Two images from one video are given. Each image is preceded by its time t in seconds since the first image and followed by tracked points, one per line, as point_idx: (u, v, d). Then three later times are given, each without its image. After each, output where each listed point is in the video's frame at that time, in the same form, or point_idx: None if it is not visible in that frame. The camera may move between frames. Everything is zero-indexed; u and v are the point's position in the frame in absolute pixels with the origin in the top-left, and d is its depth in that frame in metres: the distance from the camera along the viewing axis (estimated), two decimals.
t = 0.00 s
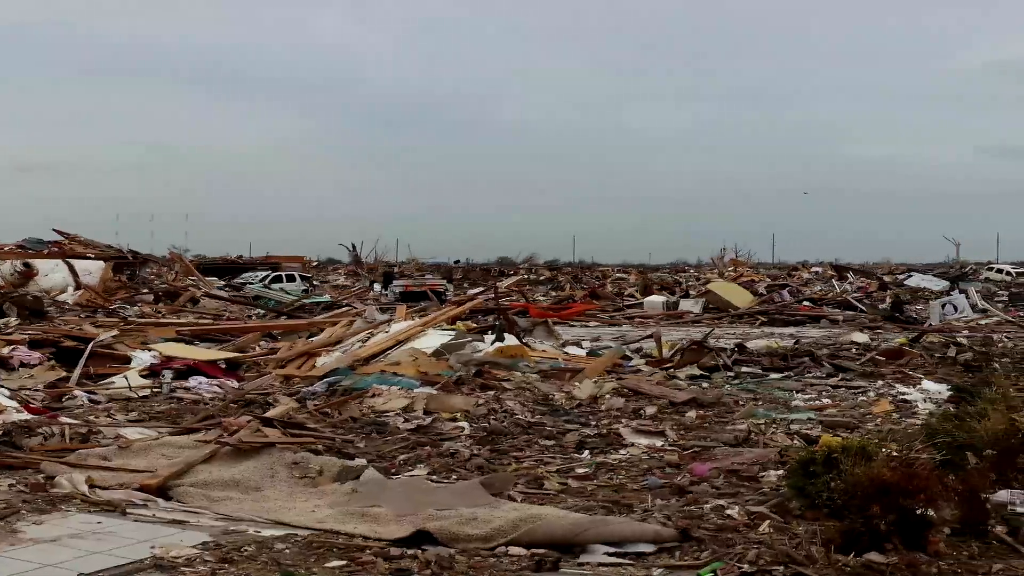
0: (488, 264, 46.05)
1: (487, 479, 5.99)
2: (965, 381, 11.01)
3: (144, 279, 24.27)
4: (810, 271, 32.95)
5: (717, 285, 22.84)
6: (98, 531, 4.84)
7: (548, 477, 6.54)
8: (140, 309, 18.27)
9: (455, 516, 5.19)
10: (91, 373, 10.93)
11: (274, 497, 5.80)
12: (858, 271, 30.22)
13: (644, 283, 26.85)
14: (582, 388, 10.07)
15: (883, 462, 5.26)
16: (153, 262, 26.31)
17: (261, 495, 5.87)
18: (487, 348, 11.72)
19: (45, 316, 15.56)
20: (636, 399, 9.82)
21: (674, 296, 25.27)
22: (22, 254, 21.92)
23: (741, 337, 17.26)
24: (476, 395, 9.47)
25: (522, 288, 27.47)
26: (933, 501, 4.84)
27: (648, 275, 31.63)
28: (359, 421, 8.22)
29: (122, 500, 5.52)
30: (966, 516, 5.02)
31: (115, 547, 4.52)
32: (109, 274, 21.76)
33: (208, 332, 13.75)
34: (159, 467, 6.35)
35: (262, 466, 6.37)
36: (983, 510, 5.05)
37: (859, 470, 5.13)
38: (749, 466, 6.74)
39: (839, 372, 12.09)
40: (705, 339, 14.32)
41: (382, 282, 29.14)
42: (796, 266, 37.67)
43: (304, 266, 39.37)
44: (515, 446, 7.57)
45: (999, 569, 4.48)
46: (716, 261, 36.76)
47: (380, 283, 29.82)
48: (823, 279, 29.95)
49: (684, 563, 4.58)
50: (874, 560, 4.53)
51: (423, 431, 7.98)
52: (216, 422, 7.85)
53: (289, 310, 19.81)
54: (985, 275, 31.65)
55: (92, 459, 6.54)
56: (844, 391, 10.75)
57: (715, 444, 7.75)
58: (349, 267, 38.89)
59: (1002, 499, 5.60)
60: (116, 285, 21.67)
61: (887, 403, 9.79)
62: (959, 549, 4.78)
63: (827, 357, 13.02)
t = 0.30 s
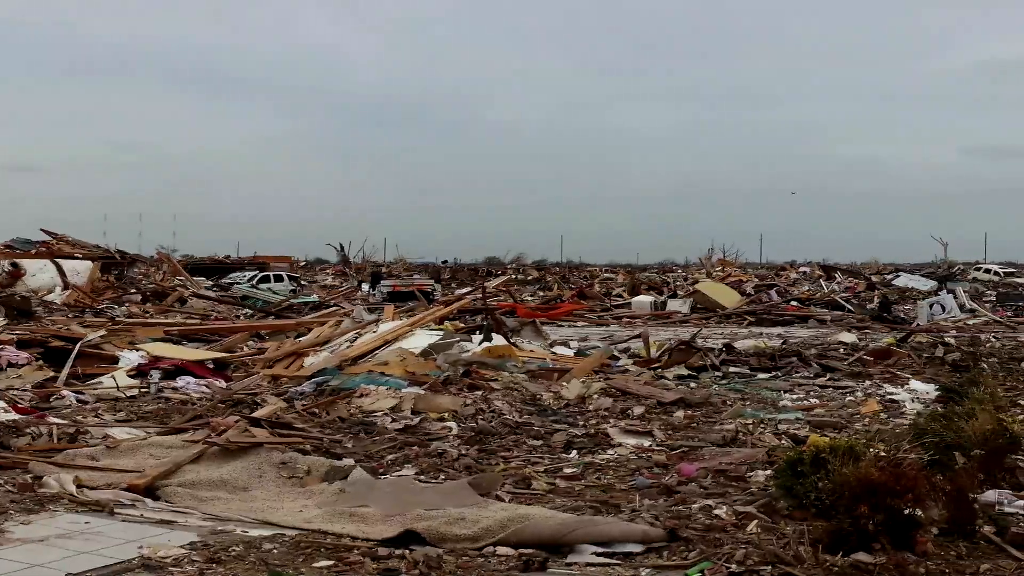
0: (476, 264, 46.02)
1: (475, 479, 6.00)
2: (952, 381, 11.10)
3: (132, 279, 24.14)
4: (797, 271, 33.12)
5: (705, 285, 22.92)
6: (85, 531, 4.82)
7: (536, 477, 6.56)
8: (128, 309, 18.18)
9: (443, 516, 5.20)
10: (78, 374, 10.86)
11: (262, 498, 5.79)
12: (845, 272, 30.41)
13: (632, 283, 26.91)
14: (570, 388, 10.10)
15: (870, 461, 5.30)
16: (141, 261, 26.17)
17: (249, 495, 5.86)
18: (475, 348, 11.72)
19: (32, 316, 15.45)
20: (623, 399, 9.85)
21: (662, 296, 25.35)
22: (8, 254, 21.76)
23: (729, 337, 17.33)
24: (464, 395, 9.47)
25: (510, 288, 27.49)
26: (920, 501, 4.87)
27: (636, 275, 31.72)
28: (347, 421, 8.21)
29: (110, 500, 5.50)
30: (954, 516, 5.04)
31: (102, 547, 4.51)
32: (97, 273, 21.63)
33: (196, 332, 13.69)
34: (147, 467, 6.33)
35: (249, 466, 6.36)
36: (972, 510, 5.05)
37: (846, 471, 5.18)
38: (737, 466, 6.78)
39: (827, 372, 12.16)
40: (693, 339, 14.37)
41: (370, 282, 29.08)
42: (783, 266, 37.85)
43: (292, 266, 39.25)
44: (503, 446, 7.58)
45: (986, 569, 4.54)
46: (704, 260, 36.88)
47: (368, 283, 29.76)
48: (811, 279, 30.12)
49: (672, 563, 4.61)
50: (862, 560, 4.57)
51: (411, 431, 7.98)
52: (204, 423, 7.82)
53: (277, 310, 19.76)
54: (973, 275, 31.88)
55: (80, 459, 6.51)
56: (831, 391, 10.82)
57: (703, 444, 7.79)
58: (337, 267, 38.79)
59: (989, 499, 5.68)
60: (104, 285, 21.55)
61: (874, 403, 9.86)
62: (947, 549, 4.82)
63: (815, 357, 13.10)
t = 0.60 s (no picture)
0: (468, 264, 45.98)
1: (467, 479, 6.01)
2: (944, 381, 11.15)
3: (124, 279, 24.06)
4: (789, 271, 33.23)
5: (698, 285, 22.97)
6: (77, 531, 4.80)
7: (529, 477, 6.56)
8: (119, 309, 18.11)
9: (435, 516, 5.20)
10: (70, 374, 10.82)
11: (254, 498, 5.78)
12: (837, 272, 30.53)
13: (625, 282, 26.94)
14: (562, 388, 10.10)
15: (862, 461, 5.32)
16: (133, 262, 26.06)
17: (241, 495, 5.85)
18: (467, 348, 11.72)
19: (24, 315, 15.38)
20: (616, 399, 9.87)
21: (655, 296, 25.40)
22: None
23: (722, 337, 17.37)
24: (456, 395, 9.47)
25: (503, 288, 27.48)
26: (913, 501, 4.84)
27: (629, 275, 31.77)
28: (339, 421, 8.20)
29: (101, 500, 5.48)
30: (947, 516, 5.05)
31: (94, 547, 4.49)
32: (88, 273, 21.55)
33: (188, 332, 13.65)
34: (139, 467, 6.31)
35: (241, 466, 6.34)
36: (964, 510, 5.07)
37: (838, 471, 5.22)
38: (729, 466, 6.80)
39: (819, 372, 12.21)
40: (685, 339, 14.40)
41: (362, 282, 29.03)
42: (776, 266, 37.97)
43: (284, 266, 39.17)
44: (495, 446, 7.58)
45: (978, 569, 4.57)
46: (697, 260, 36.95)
47: (360, 283, 29.72)
48: (803, 279, 30.22)
49: (664, 563, 4.62)
50: (854, 560, 4.59)
51: (403, 431, 7.97)
52: (196, 423, 7.80)
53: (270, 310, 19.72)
54: (965, 275, 32.05)
55: (72, 459, 6.49)
56: (823, 391, 10.86)
57: (695, 444, 7.81)
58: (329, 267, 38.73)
59: (981, 499, 5.72)
60: (96, 285, 21.47)
61: (866, 403, 9.91)
62: (939, 549, 4.85)
63: (807, 357, 13.14)
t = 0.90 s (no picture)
0: (465, 265, 45.97)
1: (464, 479, 6.01)
2: (941, 381, 11.17)
3: (120, 279, 24.02)
4: (786, 271, 33.27)
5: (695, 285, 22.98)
6: (74, 531, 4.80)
7: (526, 477, 6.57)
8: (117, 309, 18.09)
9: (432, 516, 5.20)
10: (67, 374, 10.80)
11: (251, 498, 5.78)
12: (834, 271, 30.57)
13: (622, 282, 26.95)
14: (559, 388, 10.11)
15: (859, 462, 5.33)
16: (130, 261, 26.04)
17: (238, 495, 5.85)
18: (464, 348, 11.72)
19: (21, 315, 15.36)
20: (613, 399, 9.87)
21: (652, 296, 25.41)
22: None
23: (718, 337, 17.39)
24: (453, 395, 9.48)
25: (500, 288, 27.48)
26: (909, 501, 4.88)
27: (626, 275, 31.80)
28: (336, 421, 8.20)
29: (99, 500, 5.48)
30: (944, 515, 5.06)
31: (91, 547, 4.49)
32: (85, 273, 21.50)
33: (185, 332, 13.64)
34: (136, 467, 6.30)
35: (238, 466, 6.34)
36: (962, 510, 5.08)
37: (835, 471, 5.24)
38: (726, 466, 6.80)
39: (816, 372, 12.22)
40: (682, 339, 14.41)
41: (359, 282, 29.01)
42: (772, 266, 38.02)
43: (281, 266, 39.14)
44: (492, 446, 7.59)
45: (976, 569, 4.58)
46: (694, 260, 36.97)
47: (357, 283, 29.70)
48: (800, 279, 30.25)
49: (660, 563, 4.63)
50: (850, 560, 4.60)
51: (400, 431, 7.97)
52: (193, 423, 7.79)
53: (267, 310, 19.72)
54: (962, 274, 32.10)
55: (69, 459, 6.48)
56: (820, 391, 10.88)
57: (692, 444, 7.82)
58: (327, 267, 38.71)
59: (978, 499, 5.73)
60: (92, 285, 21.44)
61: (863, 403, 9.92)
62: (936, 549, 4.85)
63: (804, 357, 13.16)
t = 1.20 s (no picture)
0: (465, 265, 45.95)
1: (464, 479, 6.01)
2: (941, 381, 11.17)
3: (120, 279, 24.02)
4: (786, 271, 33.28)
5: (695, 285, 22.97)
6: (74, 531, 4.80)
7: (526, 477, 6.57)
8: (117, 309, 18.09)
9: (431, 516, 5.20)
10: (67, 374, 10.80)
11: (251, 498, 5.78)
12: (834, 271, 30.58)
13: (622, 282, 26.96)
14: (559, 388, 10.11)
15: (859, 461, 5.34)
16: (130, 261, 26.04)
17: (238, 495, 5.86)
18: (464, 348, 11.71)
19: (21, 315, 15.37)
20: (612, 399, 9.87)
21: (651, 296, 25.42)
22: None
23: (718, 337, 17.39)
24: (452, 395, 9.48)
25: (499, 288, 27.48)
26: (910, 501, 4.89)
27: (626, 275, 31.82)
28: (336, 421, 8.20)
29: (99, 500, 5.48)
30: (943, 515, 5.06)
31: (91, 547, 4.49)
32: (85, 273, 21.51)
33: (184, 332, 13.64)
34: (135, 467, 6.30)
35: (238, 466, 6.34)
36: (962, 510, 5.08)
37: (835, 471, 5.24)
38: (726, 466, 6.81)
39: (816, 372, 12.23)
40: (681, 339, 14.41)
41: (359, 283, 29.00)
42: (772, 266, 38.03)
43: (281, 266, 39.13)
44: (491, 446, 7.59)
45: (976, 569, 4.58)
46: (694, 260, 36.97)
47: (357, 283, 29.70)
48: (799, 279, 30.27)
49: (660, 563, 4.63)
50: (850, 560, 4.60)
51: (400, 431, 7.97)
52: (193, 422, 7.79)
53: (267, 309, 19.72)
54: (962, 274, 32.10)
55: (69, 459, 6.48)
56: (820, 391, 10.88)
57: (692, 444, 7.82)
58: (326, 267, 38.72)
59: (977, 499, 5.73)
60: (92, 286, 21.44)
61: (863, 403, 9.92)
62: (936, 549, 4.85)
63: (804, 357, 13.16)
